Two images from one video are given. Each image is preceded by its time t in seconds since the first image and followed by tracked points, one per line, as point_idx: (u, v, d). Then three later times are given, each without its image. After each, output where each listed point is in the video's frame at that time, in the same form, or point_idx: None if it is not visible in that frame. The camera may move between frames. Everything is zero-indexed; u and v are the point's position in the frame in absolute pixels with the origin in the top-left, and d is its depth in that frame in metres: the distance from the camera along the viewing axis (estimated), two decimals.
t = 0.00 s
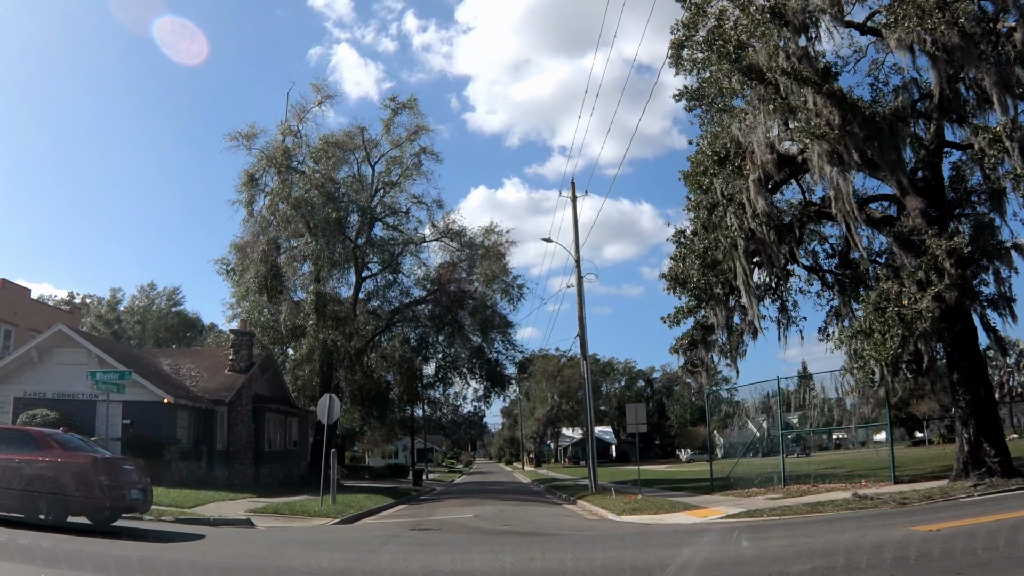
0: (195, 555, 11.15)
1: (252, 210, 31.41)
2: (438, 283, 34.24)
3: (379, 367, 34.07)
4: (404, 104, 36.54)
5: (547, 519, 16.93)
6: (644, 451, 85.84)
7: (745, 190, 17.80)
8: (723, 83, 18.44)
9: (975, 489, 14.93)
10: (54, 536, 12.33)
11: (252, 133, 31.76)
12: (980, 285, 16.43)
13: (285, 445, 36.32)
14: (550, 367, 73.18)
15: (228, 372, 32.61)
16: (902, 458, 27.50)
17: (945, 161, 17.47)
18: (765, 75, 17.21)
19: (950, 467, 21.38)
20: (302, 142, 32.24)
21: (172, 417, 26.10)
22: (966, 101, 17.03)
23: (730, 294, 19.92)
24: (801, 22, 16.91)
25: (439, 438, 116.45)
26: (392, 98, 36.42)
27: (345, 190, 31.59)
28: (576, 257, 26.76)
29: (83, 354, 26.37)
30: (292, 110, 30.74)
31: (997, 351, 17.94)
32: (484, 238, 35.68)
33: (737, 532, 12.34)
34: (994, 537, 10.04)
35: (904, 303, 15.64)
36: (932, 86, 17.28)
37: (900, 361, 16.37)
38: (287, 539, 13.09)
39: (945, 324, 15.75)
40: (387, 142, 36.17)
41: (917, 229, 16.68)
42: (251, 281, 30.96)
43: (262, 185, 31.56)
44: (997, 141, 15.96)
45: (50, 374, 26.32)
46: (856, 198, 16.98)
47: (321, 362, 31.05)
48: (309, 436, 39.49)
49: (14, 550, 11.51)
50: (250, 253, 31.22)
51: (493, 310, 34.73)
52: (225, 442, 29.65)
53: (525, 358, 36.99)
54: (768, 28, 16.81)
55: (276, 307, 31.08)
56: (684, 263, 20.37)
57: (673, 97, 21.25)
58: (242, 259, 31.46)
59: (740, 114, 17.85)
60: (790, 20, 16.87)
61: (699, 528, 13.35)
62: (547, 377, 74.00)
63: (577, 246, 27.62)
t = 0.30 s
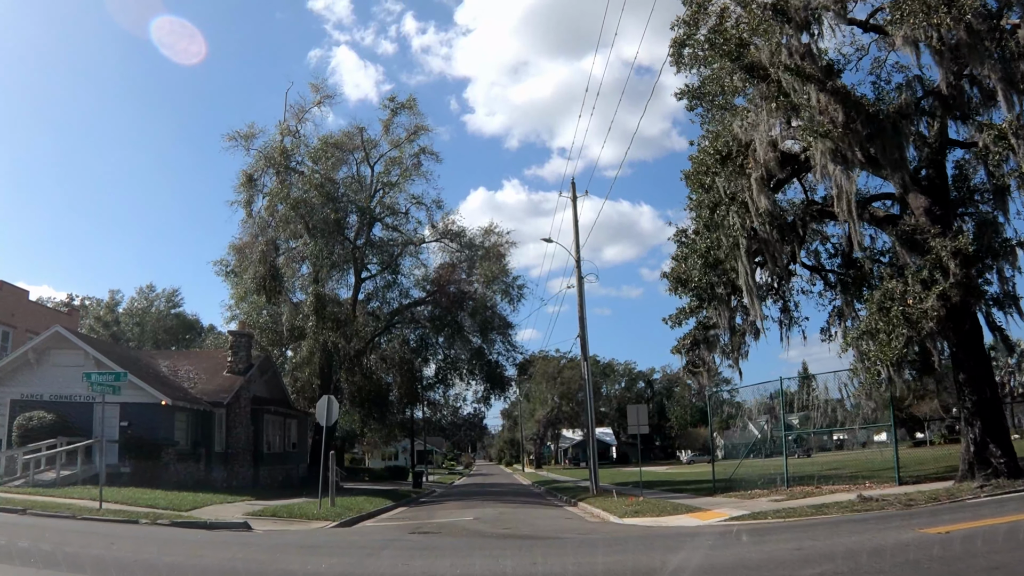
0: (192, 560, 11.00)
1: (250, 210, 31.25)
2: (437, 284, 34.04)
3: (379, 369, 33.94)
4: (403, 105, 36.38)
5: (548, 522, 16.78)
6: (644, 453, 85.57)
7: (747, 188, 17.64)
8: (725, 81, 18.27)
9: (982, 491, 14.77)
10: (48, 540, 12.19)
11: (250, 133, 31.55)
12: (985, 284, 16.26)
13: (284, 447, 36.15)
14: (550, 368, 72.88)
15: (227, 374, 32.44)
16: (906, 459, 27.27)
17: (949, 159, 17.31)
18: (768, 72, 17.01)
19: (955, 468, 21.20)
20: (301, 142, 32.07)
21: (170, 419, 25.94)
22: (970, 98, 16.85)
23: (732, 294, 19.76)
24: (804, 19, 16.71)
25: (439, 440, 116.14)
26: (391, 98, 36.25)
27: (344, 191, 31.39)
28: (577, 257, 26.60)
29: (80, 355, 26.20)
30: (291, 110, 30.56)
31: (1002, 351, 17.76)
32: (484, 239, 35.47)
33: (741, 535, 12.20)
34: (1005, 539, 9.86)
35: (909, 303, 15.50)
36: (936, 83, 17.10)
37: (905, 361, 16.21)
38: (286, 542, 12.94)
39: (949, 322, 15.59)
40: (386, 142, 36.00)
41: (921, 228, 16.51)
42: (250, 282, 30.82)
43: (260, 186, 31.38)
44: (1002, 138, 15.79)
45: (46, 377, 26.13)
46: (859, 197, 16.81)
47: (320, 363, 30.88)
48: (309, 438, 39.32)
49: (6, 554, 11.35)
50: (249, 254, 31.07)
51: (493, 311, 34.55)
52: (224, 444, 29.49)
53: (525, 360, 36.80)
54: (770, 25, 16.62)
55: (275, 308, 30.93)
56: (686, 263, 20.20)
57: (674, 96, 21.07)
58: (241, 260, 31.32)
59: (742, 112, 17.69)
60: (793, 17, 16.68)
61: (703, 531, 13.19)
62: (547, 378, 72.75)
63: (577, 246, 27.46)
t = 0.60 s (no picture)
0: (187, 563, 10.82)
1: (249, 211, 31.07)
2: (437, 285, 33.84)
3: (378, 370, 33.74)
4: (403, 105, 36.22)
5: (548, 524, 16.59)
6: (645, 455, 85.31)
7: (750, 187, 17.46)
8: (727, 80, 18.09)
9: (988, 493, 14.57)
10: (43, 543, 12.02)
11: (249, 133, 31.37)
12: (991, 284, 16.06)
13: (283, 448, 35.95)
14: (550, 370, 72.63)
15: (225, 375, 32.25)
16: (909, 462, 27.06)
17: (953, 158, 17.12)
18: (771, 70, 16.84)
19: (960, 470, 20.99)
20: (300, 142, 31.89)
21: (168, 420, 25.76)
22: (975, 96, 16.67)
23: (734, 294, 19.58)
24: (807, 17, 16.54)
25: (438, 442, 115.84)
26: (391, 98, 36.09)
27: (343, 191, 31.23)
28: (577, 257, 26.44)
29: (78, 356, 26.02)
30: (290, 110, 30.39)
31: (1008, 352, 17.55)
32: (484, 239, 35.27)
33: (744, 538, 12.00)
34: (1015, 542, 9.67)
35: (913, 302, 15.33)
36: (940, 81, 16.92)
37: (909, 361, 16.02)
38: (282, 545, 12.74)
39: (953, 322, 15.40)
40: (385, 143, 35.83)
41: (925, 227, 16.33)
42: (248, 283, 30.65)
43: (260, 186, 31.23)
44: (1008, 135, 15.60)
45: (44, 377, 25.96)
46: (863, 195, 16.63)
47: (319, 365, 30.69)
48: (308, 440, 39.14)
49: None
50: (247, 255, 30.90)
51: (493, 312, 34.35)
52: (222, 446, 29.30)
53: (525, 361, 36.61)
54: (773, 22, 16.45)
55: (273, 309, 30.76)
56: (688, 263, 20.02)
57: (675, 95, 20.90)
58: (239, 261, 31.15)
59: (745, 110, 17.53)
60: (796, 14, 16.51)
61: (706, 534, 13.01)
62: (547, 380, 72.96)
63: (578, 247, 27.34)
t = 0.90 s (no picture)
0: (180, 566, 10.60)
1: (248, 210, 30.89)
2: (437, 286, 33.62)
3: (377, 371, 33.59)
4: (402, 105, 36.06)
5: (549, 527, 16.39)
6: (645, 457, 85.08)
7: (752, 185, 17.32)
8: (730, 77, 17.93)
9: (995, 495, 14.36)
10: (35, 548, 11.81)
11: (247, 132, 31.18)
12: (996, 283, 15.89)
13: (282, 450, 35.73)
14: (551, 372, 72.41)
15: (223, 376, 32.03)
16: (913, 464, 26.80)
17: (957, 156, 16.97)
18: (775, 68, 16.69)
19: (964, 472, 20.73)
20: (299, 142, 31.72)
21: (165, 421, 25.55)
22: (980, 94, 16.49)
23: (736, 294, 19.39)
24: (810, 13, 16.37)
25: (438, 444, 115.46)
26: (391, 98, 35.92)
27: (343, 191, 31.04)
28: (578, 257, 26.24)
29: (75, 356, 25.81)
30: (289, 110, 30.22)
31: (1013, 352, 17.37)
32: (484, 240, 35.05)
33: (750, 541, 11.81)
34: None
35: (917, 302, 15.15)
36: (945, 79, 16.75)
37: (915, 363, 15.83)
38: (279, 548, 12.54)
39: (958, 323, 15.24)
40: (385, 142, 35.65)
41: (930, 226, 16.14)
42: (247, 283, 30.48)
43: (258, 186, 31.06)
44: (1014, 133, 15.42)
45: (41, 378, 25.75)
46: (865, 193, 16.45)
47: (318, 366, 30.46)
48: (307, 441, 38.90)
49: None
50: (246, 255, 30.73)
51: (493, 312, 34.13)
52: (220, 447, 29.11)
53: (525, 362, 36.38)
54: (776, 20, 16.31)
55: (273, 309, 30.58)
56: (689, 262, 19.87)
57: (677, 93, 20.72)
58: (238, 261, 30.99)
59: (748, 108, 17.33)
60: (798, 10, 16.37)
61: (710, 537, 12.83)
62: (548, 382, 72.77)
63: (578, 246, 27.18)
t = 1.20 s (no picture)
0: (174, 569, 10.40)
1: (247, 210, 30.70)
2: (437, 286, 33.42)
3: (376, 372, 33.41)
4: (402, 104, 35.88)
5: (549, 530, 16.20)
6: (645, 458, 84.82)
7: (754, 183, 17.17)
8: (732, 75, 17.78)
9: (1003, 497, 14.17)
10: (27, 550, 11.61)
11: (246, 132, 31.00)
12: (1002, 283, 15.71)
13: (281, 451, 35.52)
14: (551, 373, 72.23)
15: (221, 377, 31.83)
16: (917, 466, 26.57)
17: (962, 154, 16.81)
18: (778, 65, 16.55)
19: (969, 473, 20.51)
20: (299, 141, 31.53)
21: (163, 421, 25.33)
22: (986, 91, 16.32)
23: (739, 294, 19.21)
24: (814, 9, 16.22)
25: (438, 445, 115.14)
26: (390, 98, 35.75)
27: (342, 190, 30.84)
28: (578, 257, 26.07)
29: (72, 356, 25.60)
30: (288, 109, 30.03)
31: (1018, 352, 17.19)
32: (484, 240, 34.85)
33: (754, 545, 11.63)
34: None
35: (923, 301, 14.96)
36: (950, 76, 16.56)
37: (920, 363, 15.66)
38: (276, 551, 12.36)
39: (964, 322, 15.07)
40: (385, 142, 35.46)
41: (936, 224, 15.86)
42: (246, 283, 30.29)
43: (257, 185, 30.89)
44: (1021, 130, 15.24)
45: (38, 378, 25.55)
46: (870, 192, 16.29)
47: (317, 366, 30.26)
48: (305, 443, 38.69)
49: None
50: (245, 255, 30.55)
51: (493, 312, 33.92)
52: (218, 448, 28.93)
53: (526, 363, 36.18)
54: (778, 16, 16.17)
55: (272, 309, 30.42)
56: (691, 262, 19.70)
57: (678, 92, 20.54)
58: (237, 261, 30.82)
59: (750, 105, 17.17)
60: (802, 7, 16.23)
61: (712, 540, 12.64)
62: (548, 383, 72.49)
63: (579, 247, 27.01)
